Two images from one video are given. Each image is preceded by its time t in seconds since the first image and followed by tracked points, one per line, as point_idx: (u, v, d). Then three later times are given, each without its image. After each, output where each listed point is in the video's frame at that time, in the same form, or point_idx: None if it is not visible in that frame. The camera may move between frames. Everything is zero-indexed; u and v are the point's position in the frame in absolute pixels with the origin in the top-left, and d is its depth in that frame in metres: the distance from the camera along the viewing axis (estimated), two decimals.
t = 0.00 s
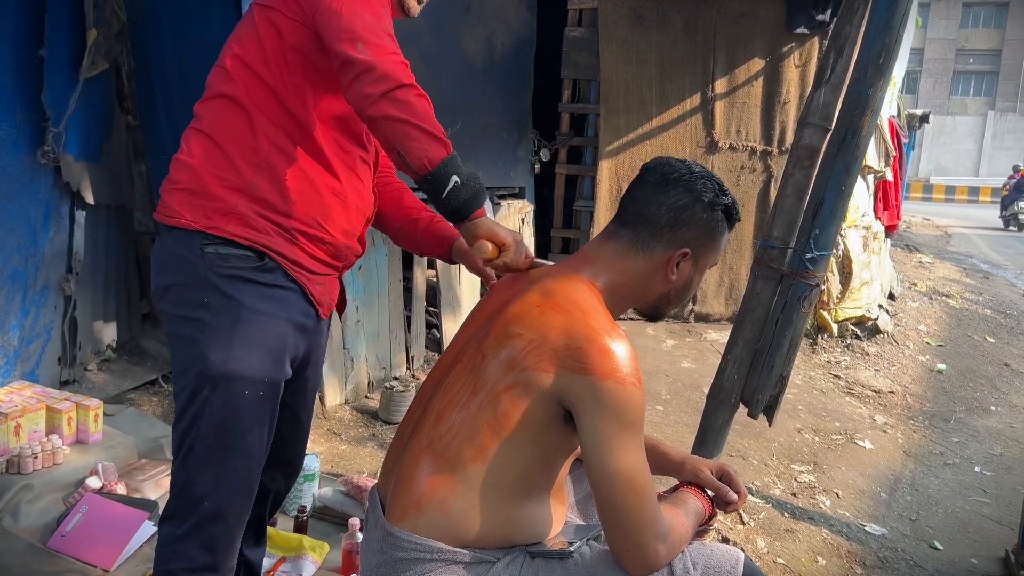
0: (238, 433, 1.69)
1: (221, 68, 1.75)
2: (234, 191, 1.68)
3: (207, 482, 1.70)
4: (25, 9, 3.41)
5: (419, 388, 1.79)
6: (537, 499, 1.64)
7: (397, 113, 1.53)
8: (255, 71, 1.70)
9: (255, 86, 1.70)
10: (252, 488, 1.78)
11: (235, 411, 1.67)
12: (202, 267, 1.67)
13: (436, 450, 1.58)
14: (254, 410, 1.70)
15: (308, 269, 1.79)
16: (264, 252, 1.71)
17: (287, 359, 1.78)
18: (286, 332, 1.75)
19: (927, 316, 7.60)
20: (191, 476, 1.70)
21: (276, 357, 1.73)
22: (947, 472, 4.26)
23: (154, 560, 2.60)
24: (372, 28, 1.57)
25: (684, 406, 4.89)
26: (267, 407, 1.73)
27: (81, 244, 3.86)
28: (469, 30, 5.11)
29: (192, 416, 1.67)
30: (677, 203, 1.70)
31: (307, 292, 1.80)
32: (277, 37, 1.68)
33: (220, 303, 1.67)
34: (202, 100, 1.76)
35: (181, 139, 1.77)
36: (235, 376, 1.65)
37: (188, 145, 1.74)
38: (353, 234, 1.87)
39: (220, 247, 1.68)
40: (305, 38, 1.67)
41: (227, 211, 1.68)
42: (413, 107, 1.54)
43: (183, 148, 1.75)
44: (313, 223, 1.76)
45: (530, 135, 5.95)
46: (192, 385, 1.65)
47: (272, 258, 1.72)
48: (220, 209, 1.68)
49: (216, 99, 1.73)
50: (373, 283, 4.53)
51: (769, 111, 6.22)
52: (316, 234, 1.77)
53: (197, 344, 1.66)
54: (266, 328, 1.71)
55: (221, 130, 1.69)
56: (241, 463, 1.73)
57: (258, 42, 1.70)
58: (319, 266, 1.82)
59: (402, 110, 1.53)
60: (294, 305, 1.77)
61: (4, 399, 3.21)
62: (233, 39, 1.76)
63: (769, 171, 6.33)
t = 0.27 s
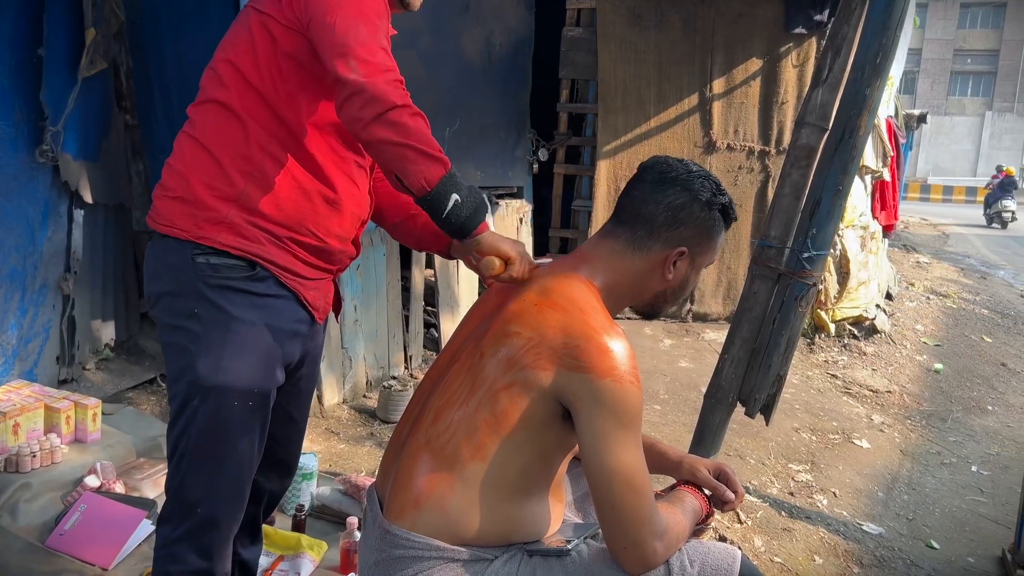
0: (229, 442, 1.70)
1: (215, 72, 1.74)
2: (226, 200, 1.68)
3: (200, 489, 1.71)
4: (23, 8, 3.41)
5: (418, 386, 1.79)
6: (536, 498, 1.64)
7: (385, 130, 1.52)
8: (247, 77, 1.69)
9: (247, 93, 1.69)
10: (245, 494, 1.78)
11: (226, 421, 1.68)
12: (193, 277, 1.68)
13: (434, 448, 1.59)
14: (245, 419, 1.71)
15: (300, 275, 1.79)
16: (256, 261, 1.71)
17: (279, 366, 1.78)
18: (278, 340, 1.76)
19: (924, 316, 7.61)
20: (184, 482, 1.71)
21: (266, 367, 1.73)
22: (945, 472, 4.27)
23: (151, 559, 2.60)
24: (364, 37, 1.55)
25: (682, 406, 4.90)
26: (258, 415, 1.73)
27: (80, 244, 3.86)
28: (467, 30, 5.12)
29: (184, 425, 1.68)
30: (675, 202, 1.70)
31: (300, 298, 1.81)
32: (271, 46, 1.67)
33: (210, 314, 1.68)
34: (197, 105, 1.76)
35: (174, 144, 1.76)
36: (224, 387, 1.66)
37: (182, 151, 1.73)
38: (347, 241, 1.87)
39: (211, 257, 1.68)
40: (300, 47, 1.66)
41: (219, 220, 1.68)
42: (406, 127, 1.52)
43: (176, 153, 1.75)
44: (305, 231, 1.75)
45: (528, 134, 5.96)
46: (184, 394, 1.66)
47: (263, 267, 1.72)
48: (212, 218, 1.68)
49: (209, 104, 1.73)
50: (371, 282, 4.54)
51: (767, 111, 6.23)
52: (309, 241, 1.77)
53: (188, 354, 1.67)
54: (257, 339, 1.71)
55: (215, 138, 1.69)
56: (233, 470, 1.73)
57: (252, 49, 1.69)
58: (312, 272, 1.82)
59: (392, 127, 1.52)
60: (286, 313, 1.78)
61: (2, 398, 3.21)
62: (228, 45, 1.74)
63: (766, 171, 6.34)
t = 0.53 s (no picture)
0: (227, 446, 1.71)
1: (198, 81, 1.71)
2: (218, 208, 1.67)
3: (200, 494, 1.72)
4: (21, 8, 3.41)
5: (415, 386, 1.80)
6: (532, 497, 1.65)
7: (312, 185, 1.47)
8: (223, 91, 1.65)
9: (227, 105, 1.65)
10: (244, 498, 1.79)
11: (223, 425, 1.69)
12: (190, 283, 1.68)
13: (430, 448, 1.59)
14: (242, 422, 1.72)
15: (296, 278, 1.79)
16: (251, 266, 1.71)
17: (276, 370, 1.79)
18: (275, 343, 1.76)
19: (922, 316, 7.62)
20: (183, 488, 1.72)
21: (263, 370, 1.74)
22: (942, 472, 4.28)
23: (150, 559, 2.61)
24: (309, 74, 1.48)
25: (679, 405, 4.91)
26: (256, 419, 1.74)
27: (79, 243, 3.86)
28: (466, 30, 5.12)
29: (181, 429, 1.70)
30: (675, 202, 1.71)
31: (296, 301, 1.81)
32: (247, 60, 1.62)
33: (206, 319, 1.68)
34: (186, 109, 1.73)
35: (166, 148, 1.75)
36: (222, 391, 1.67)
37: (172, 157, 1.72)
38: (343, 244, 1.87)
39: (207, 262, 1.68)
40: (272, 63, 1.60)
41: (212, 228, 1.67)
42: (335, 179, 1.47)
43: (167, 159, 1.74)
44: (299, 237, 1.75)
45: (527, 134, 5.96)
46: (181, 399, 1.68)
47: (260, 273, 1.72)
48: (205, 225, 1.67)
49: (195, 113, 1.70)
50: (370, 282, 4.55)
51: (765, 111, 6.24)
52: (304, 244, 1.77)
53: (184, 359, 1.68)
54: (253, 343, 1.72)
55: (202, 147, 1.67)
56: (232, 473, 1.74)
57: (229, 61, 1.64)
58: (309, 275, 1.82)
59: (320, 181, 1.47)
60: (282, 317, 1.78)
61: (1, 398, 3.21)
62: (210, 51, 1.69)
63: (764, 171, 6.34)
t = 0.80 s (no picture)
0: (216, 446, 1.70)
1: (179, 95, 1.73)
2: (204, 213, 1.68)
3: (192, 493, 1.72)
4: (18, 7, 3.41)
5: (412, 384, 1.80)
6: (529, 495, 1.65)
7: (277, 230, 1.53)
8: (198, 109, 1.67)
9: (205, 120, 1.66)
10: (237, 496, 1.79)
11: (211, 425, 1.68)
12: (179, 285, 1.70)
13: (427, 447, 1.60)
14: (231, 422, 1.71)
15: (288, 280, 1.77)
16: (239, 267, 1.70)
17: (266, 370, 1.77)
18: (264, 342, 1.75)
19: (921, 315, 7.63)
20: (175, 487, 1.72)
21: (252, 370, 1.73)
22: (940, 471, 4.28)
23: (148, 558, 2.62)
24: (257, 117, 1.48)
25: (678, 404, 4.92)
26: (245, 419, 1.73)
27: (77, 242, 3.86)
28: (464, 30, 5.13)
29: (171, 430, 1.69)
30: (679, 209, 1.74)
31: (289, 302, 1.79)
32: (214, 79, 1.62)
33: (194, 319, 1.69)
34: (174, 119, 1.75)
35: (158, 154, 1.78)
36: (209, 391, 1.66)
37: (162, 164, 1.74)
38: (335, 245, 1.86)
39: (194, 265, 1.69)
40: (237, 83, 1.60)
41: (200, 231, 1.68)
42: (290, 223, 1.52)
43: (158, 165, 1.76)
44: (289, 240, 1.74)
45: (525, 134, 5.97)
46: (170, 399, 1.67)
47: (248, 274, 1.71)
48: (192, 230, 1.69)
49: (179, 125, 1.72)
50: (368, 282, 4.55)
51: (764, 111, 6.24)
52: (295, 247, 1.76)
53: (174, 359, 1.68)
54: (241, 343, 1.71)
55: (186, 156, 1.69)
56: (224, 472, 1.74)
57: (200, 78, 1.65)
58: (302, 276, 1.81)
59: (284, 226, 1.53)
60: (272, 317, 1.77)
61: None
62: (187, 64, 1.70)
63: (763, 170, 6.35)
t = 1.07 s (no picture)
0: (210, 448, 1.70)
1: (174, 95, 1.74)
2: (199, 213, 1.68)
3: (187, 494, 1.72)
4: (18, 7, 3.41)
5: (413, 382, 1.80)
6: (530, 494, 1.65)
7: (307, 198, 1.44)
8: (194, 106, 1.67)
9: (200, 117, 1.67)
10: (231, 499, 1.78)
11: (205, 426, 1.67)
12: (174, 285, 1.69)
13: (428, 445, 1.60)
14: (226, 423, 1.70)
15: (285, 279, 1.78)
16: (233, 267, 1.70)
17: (261, 371, 1.77)
18: (259, 343, 1.75)
19: (921, 314, 7.63)
20: (169, 489, 1.71)
21: (246, 371, 1.72)
22: (940, 470, 4.28)
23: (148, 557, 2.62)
24: (265, 88, 1.45)
25: (678, 404, 4.92)
26: (240, 420, 1.73)
27: (77, 242, 3.86)
28: (464, 30, 5.13)
29: (166, 430, 1.69)
30: (679, 212, 1.77)
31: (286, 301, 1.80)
32: (212, 71, 1.62)
33: (189, 321, 1.68)
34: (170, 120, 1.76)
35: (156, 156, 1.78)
36: (203, 393, 1.65)
37: (159, 166, 1.74)
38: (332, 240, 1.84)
39: (189, 266, 1.69)
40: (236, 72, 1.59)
41: (194, 232, 1.68)
42: (317, 185, 1.43)
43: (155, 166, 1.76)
44: (285, 237, 1.73)
45: (525, 133, 5.97)
46: (164, 400, 1.67)
47: (243, 274, 1.71)
48: (188, 230, 1.69)
49: (175, 125, 1.73)
50: (368, 281, 4.55)
51: (764, 111, 6.24)
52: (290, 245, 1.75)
53: (168, 360, 1.68)
54: (235, 344, 1.71)
55: (183, 155, 1.69)
56: (217, 474, 1.73)
57: (196, 73, 1.65)
58: (298, 274, 1.81)
59: (313, 193, 1.44)
60: (269, 318, 1.77)
61: None
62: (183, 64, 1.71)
63: (763, 170, 6.35)
